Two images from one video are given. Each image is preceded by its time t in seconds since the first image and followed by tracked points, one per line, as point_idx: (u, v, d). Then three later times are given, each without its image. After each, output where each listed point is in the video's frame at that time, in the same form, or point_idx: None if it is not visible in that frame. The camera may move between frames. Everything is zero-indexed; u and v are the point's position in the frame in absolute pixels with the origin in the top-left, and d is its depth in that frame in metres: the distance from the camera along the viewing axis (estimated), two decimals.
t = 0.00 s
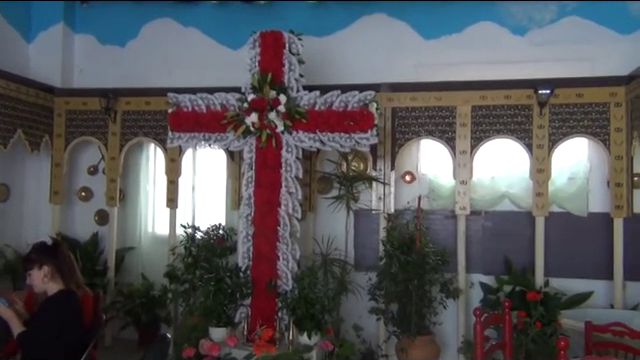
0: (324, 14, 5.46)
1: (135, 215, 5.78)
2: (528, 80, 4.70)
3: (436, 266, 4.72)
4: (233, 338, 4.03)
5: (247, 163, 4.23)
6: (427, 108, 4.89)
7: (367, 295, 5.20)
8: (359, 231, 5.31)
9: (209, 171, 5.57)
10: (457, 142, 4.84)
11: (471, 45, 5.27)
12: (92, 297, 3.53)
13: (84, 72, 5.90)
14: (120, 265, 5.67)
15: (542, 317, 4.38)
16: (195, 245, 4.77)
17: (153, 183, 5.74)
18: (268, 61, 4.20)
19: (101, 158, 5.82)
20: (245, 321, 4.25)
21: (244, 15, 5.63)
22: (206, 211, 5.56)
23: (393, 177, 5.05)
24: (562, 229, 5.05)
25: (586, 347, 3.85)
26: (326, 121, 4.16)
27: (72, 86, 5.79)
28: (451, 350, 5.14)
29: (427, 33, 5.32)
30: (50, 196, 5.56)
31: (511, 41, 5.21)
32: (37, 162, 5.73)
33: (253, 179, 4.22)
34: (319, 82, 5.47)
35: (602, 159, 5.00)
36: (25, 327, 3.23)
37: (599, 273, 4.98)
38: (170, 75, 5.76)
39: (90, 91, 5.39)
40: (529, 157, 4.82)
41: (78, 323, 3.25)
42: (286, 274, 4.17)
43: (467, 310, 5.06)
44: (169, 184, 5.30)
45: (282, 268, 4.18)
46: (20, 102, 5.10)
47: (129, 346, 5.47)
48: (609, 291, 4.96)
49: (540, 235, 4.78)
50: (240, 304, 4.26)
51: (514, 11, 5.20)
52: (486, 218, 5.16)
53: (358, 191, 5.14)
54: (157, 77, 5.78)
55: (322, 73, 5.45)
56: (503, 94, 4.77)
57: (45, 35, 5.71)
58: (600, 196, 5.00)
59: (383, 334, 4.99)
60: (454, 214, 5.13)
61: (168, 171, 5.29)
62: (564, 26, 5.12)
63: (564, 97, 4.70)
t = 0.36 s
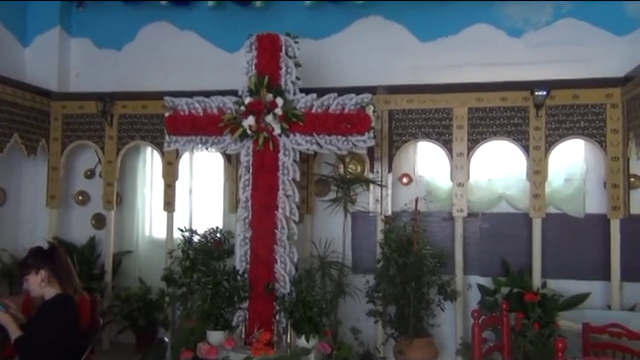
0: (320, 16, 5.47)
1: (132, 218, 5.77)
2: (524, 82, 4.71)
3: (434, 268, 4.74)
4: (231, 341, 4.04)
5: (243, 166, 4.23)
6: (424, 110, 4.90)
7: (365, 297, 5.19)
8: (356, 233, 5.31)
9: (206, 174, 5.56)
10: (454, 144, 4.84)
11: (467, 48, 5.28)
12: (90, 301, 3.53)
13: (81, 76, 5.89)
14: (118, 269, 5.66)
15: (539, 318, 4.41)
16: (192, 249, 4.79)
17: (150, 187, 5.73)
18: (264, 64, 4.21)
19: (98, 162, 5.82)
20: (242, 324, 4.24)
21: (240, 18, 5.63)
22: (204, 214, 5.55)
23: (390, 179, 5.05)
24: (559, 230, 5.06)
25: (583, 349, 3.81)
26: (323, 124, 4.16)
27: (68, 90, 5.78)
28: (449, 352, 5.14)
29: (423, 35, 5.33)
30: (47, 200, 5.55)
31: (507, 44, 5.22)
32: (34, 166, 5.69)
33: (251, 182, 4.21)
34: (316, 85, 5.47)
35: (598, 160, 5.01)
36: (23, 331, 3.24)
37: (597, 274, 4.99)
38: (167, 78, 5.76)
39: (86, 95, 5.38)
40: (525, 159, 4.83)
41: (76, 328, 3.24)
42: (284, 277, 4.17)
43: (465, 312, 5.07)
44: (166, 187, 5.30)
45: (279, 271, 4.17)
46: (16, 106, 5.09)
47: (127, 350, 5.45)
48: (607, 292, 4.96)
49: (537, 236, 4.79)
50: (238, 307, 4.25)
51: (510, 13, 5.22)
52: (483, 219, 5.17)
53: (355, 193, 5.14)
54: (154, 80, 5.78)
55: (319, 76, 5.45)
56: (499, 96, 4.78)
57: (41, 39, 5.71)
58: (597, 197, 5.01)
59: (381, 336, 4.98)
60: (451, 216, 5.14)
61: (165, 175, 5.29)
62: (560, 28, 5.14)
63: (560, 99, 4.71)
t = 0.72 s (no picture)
0: (318, 24, 5.49)
1: (130, 225, 5.76)
2: (522, 90, 4.73)
3: (433, 276, 4.73)
4: (230, 349, 4.10)
5: (243, 174, 4.22)
6: (422, 118, 4.90)
7: (363, 305, 5.17)
8: (355, 241, 5.31)
9: (205, 181, 5.56)
10: (453, 151, 4.85)
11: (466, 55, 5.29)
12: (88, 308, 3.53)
13: (79, 83, 5.88)
14: (116, 276, 5.65)
15: (538, 326, 4.39)
16: (190, 256, 4.78)
17: (149, 194, 5.73)
18: (263, 72, 4.21)
19: (97, 169, 5.82)
20: (241, 332, 4.22)
21: (238, 25, 5.66)
22: (202, 221, 5.55)
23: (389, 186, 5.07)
24: (558, 237, 5.06)
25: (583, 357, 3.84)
26: (321, 131, 4.17)
27: (67, 96, 5.78)
28: None
29: (422, 42, 5.35)
30: (45, 207, 5.54)
31: (505, 51, 5.24)
32: (33, 174, 5.71)
33: (249, 189, 4.21)
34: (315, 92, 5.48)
35: (596, 167, 5.02)
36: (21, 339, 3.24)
37: (596, 281, 4.99)
38: (166, 85, 5.76)
39: (85, 102, 5.38)
40: (524, 166, 4.84)
41: (74, 335, 3.23)
42: (283, 284, 4.15)
43: (464, 320, 5.06)
44: (165, 194, 5.29)
45: (278, 278, 4.16)
46: (15, 113, 5.09)
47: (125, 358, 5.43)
48: (606, 299, 4.96)
49: (536, 243, 4.79)
50: (237, 315, 4.24)
51: (507, 20, 5.24)
52: (482, 227, 5.17)
53: (354, 200, 5.13)
54: (152, 87, 5.78)
55: (317, 83, 5.46)
56: (497, 103, 4.79)
57: (40, 47, 5.72)
58: (595, 204, 5.01)
59: (380, 344, 4.96)
60: (450, 223, 5.15)
61: (163, 182, 5.28)
62: (557, 36, 5.17)
63: (558, 106, 4.72)
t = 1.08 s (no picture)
0: (318, 34, 5.52)
1: (130, 235, 5.75)
2: (521, 100, 4.74)
3: (432, 285, 4.73)
4: None
5: (242, 183, 4.22)
6: (422, 128, 4.92)
7: (363, 315, 5.15)
8: (355, 250, 5.30)
9: (204, 191, 5.56)
10: (452, 161, 4.86)
11: (465, 65, 5.31)
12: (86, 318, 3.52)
13: (79, 93, 5.90)
14: (115, 286, 5.63)
15: (539, 336, 4.38)
16: (190, 266, 4.80)
17: (148, 203, 5.73)
18: (263, 82, 4.22)
19: (96, 178, 5.82)
20: (240, 342, 4.18)
21: (238, 35, 5.68)
22: (202, 231, 5.54)
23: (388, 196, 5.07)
24: (558, 247, 5.06)
25: None
26: (321, 141, 4.17)
27: (67, 106, 5.79)
28: None
29: (421, 52, 5.37)
30: (44, 217, 5.54)
31: (504, 61, 5.26)
32: (32, 183, 5.70)
33: (249, 199, 4.21)
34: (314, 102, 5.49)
35: (595, 176, 5.02)
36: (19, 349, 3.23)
37: (596, 291, 4.98)
38: (166, 95, 5.77)
39: (84, 112, 5.39)
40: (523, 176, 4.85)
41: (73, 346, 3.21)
42: (282, 294, 4.12)
43: (464, 330, 5.04)
44: (164, 204, 5.29)
45: (278, 288, 4.13)
46: (15, 123, 5.10)
47: None
48: (606, 308, 4.95)
49: (536, 253, 4.79)
50: (236, 325, 4.20)
51: (506, 31, 5.26)
52: (482, 236, 5.17)
53: (354, 210, 5.13)
54: (152, 97, 5.79)
55: (317, 93, 5.48)
56: (496, 113, 4.81)
57: (40, 57, 5.74)
58: (595, 213, 5.01)
59: (380, 354, 4.94)
60: (449, 233, 5.14)
61: (163, 191, 5.28)
62: (556, 46, 5.19)
63: (557, 116, 4.73)
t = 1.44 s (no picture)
0: (318, 37, 5.53)
1: (130, 238, 5.75)
2: (521, 102, 4.75)
3: (432, 288, 4.72)
4: None
5: (242, 186, 4.20)
6: (421, 131, 4.92)
7: (363, 318, 5.14)
8: (354, 254, 5.29)
9: (204, 194, 5.57)
10: (452, 164, 4.86)
11: (464, 68, 5.32)
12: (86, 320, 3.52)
13: (79, 96, 5.90)
14: (115, 289, 5.62)
15: (539, 339, 4.33)
16: (190, 268, 4.84)
17: (148, 206, 5.74)
18: (263, 85, 4.21)
19: (96, 181, 5.82)
20: (240, 345, 4.17)
21: (238, 38, 5.69)
22: (202, 234, 5.54)
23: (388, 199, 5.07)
24: (558, 249, 5.05)
25: None
26: (321, 144, 4.15)
27: (67, 109, 5.79)
28: None
29: (421, 55, 5.38)
30: (44, 219, 5.53)
31: (503, 64, 5.27)
32: (31, 186, 5.68)
33: (249, 202, 4.18)
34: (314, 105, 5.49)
35: (595, 179, 5.03)
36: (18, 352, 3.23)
37: (596, 294, 4.97)
38: (166, 98, 5.78)
39: (84, 115, 5.40)
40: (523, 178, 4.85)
41: (73, 349, 3.20)
42: (282, 297, 4.11)
43: (464, 332, 5.03)
44: (164, 207, 5.29)
45: (278, 291, 4.13)
46: (14, 126, 5.11)
47: None
48: (606, 311, 4.94)
49: (536, 256, 4.78)
50: (235, 328, 4.18)
51: (505, 34, 5.28)
52: (482, 239, 5.17)
53: (353, 213, 5.13)
54: (152, 100, 5.80)
55: (317, 96, 5.48)
56: (496, 116, 4.81)
57: (40, 59, 5.74)
58: (595, 216, 5.01)
59: (380, 357, 4.93)
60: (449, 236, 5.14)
61: (163, 194, 5.28)
62: (555, 49, 5.20)
63: (556, 119, 4.74)
